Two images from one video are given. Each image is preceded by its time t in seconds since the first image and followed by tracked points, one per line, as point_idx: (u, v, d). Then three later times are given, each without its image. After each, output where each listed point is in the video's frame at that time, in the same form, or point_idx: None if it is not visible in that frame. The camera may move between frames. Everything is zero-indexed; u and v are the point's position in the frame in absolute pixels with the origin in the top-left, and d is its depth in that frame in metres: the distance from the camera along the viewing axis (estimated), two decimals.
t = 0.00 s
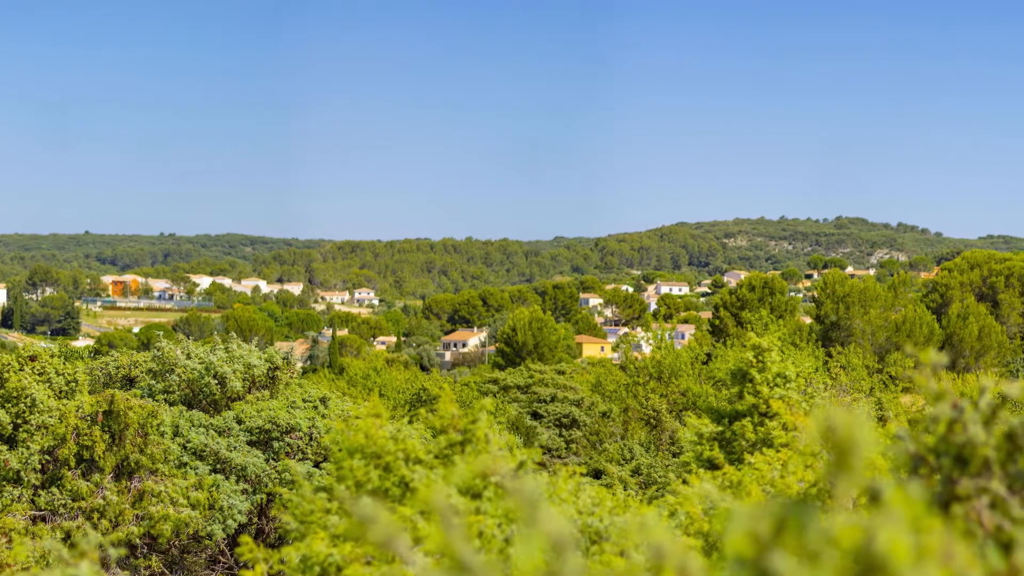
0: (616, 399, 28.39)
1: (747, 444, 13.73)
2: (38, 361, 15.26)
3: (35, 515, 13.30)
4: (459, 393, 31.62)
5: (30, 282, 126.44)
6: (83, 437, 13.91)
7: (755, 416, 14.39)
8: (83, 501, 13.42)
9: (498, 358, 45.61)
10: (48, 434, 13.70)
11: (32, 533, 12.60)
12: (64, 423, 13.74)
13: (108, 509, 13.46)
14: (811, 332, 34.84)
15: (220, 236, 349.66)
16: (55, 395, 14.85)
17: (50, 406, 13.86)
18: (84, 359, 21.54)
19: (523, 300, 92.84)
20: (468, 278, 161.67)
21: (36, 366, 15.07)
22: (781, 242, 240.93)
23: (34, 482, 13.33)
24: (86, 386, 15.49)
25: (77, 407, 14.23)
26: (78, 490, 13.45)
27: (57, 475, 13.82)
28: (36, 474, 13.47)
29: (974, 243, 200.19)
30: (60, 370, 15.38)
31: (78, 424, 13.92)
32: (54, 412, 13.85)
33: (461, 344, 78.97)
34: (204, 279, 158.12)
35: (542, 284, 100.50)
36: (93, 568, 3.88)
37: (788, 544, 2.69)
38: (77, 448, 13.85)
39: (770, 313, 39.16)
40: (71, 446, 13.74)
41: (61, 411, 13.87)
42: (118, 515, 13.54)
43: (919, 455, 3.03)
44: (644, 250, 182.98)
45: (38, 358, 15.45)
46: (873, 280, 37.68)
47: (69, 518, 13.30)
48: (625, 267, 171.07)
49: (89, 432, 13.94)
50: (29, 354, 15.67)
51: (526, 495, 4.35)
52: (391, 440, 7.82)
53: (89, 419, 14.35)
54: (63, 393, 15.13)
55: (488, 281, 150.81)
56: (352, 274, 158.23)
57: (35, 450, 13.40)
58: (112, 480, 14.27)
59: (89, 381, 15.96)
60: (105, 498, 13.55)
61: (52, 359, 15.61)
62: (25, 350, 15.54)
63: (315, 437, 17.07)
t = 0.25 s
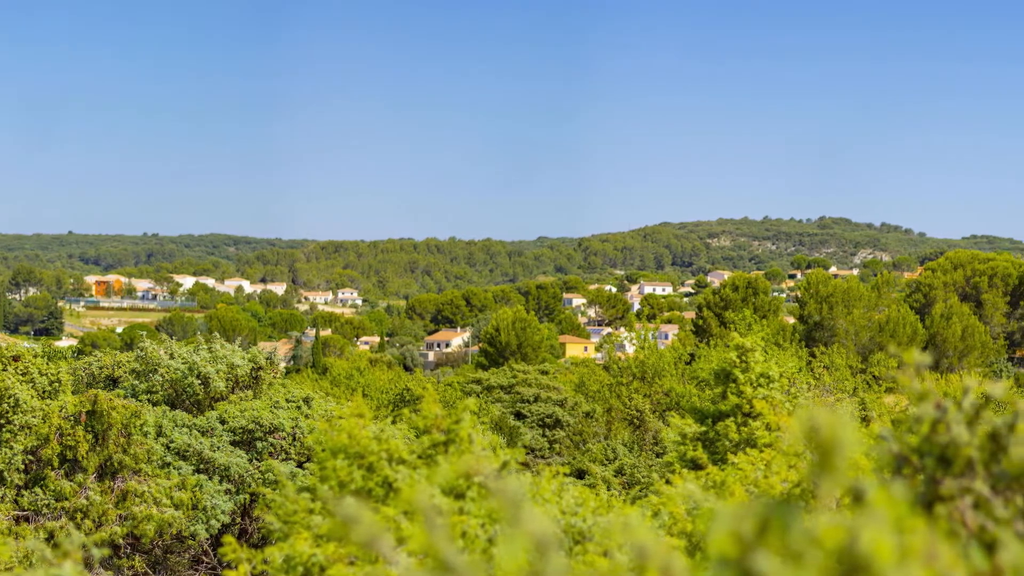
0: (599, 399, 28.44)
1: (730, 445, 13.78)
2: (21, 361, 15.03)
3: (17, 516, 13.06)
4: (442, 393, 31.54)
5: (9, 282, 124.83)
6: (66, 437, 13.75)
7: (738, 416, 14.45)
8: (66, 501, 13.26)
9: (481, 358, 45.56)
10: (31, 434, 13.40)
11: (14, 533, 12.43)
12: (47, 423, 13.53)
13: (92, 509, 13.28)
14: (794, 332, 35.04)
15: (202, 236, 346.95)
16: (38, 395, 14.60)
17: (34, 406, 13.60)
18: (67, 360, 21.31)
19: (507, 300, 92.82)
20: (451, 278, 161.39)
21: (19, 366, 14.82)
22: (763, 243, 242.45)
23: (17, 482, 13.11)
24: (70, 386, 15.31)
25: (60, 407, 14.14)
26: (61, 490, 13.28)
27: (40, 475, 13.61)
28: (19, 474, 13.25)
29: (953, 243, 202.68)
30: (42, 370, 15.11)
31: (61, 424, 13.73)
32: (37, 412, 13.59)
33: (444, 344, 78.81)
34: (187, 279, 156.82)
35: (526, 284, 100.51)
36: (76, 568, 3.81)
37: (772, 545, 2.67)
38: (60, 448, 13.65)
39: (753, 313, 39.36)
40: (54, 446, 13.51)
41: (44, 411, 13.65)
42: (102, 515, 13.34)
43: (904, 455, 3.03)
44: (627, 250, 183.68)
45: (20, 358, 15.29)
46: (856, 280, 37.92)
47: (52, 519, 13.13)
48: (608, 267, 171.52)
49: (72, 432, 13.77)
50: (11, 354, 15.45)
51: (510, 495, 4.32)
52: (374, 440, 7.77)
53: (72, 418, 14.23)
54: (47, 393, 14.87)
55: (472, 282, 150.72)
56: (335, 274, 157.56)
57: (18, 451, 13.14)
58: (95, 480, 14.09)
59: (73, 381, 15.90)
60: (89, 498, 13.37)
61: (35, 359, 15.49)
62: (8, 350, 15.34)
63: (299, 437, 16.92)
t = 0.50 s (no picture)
0: (582, 399, 28.48)
1: (714, 445, 13.84)
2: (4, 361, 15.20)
3: None
4: (425, 393, 31.49)
5: None
6: (49, 437, 13.51)
7: (722, 416, 14.54)
8: (49, 501, 13.03)
9: (464, 358, 45.48)
10: (13, 434, 13.30)
11: None
12: (30, 424, 13.36)
13: (75, 509, 13.10)
14: (778, 332, 35.26)
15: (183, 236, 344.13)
16: (21, 395, 14.58)
17: (17, 406, 13.64)
18: (51, 360, 21.04)
19: (490, 300, 92.76)
20: (435, 278, 161.03)
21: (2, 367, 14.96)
22: (746, 243, 244.05)
23: None
24: (52, 386, 15.22)
25: (43, 407, 13.91)
26: (45, 490, 13.04)
27: (24, 475, 13.40)
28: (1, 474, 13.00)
29: (934, 243, 205.14)
30: (25, 371, 15.21)
31: (44, 424, 13.57)
32: (19, 413, 13.59)
33: (428, 344, 78.61)
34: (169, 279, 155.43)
35: (509, 284, 100.48)
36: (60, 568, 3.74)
37: (756, 544, 2.66)
38: (43, 449, 13.42)
39: (736, 313, 39.57)
40: (37, 446, 13.29)
41: (26, 411, 13.58)
42: (85, 516, 13.17)
43: (888, 455, 3.05)
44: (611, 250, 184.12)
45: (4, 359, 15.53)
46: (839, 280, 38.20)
47: (35, 519, 12.91)
48: (592, 267, 171.88)
49: (56, 432, 13.56)
50: None
51: (493, 496, 4.29)
52: (358, 440, 7.72)
53: (55, 419, 13.98)
54: (30, 393, 14.84)
55: (455, 282, 150.50)
56: (318, 275, 156.75)
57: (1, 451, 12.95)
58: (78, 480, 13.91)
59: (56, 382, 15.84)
60: (72, 498, 13.17)
61: (18, 361, 15.33)
62: None
63: (282, 437, 16.79)
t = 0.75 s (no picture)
0: (565, 400, 28.50)
1: (697, 445, 13.90)
2: None
3: None
4: (408, 393, 31.39)
5: None
6: (32, 437, 13.36)
7: (705, 416, 14.61)
8: (32, 501, 12.89)
9: (448, 358, 45.40)
10: None
11: None
12: (12, 424, 13.19)
13: (58, 509, 12.95)
14: (761, 332, 35.46)
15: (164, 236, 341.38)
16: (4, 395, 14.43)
17: None
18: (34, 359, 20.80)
19: (473, 301, 92.69)
20: (419, 279, 160.69)
21: None
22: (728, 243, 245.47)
23: None
24: (36, 386, 15.06)
25: (26, 407, 13.74)
26: (28, 490, 12.91)
27: (6, 475, 13.32)
28: None
29: (914, 244, 207.56)
30: (8, 370, 15.16)
31: (28, 424, 13.40)
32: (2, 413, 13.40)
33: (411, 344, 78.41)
34: (152, 279, 154.07)
35: (493, 284, 100.42)
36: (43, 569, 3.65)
37: (740, 545, 2.64)
38: (26, 449, 13.26)
39: (719, 313, 39.77)
40: (19, 447, 13.14)
41: (9, 411, 13.38)
42: (68, 516, 13.01)
43: (871, 455, 3.07)
44: (594, 250, 184.64)
45: None
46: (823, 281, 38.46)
47: (18, 519, 12.79)
48: (575, 267, 172.29)
49: (39, 433, 13.39)
50: None
51: (476, 496, 4.27)
52: (341, 440, 7.66)
53: (38, 419, 13.81)
54: (13, 393, 14.71)
55: (438, 282, 150.22)
56: (302, 275, 155.93)
57: None
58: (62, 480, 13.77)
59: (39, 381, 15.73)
60: (55, 498, 13.04)
61: (0, 361, 15.21)
62: None
63: (265, 437, 16.64)
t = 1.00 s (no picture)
0: (549, 400, 28.51)
1: (680, 445, 13.95)
2: None
3: None
4: (391, 393, 31.26)
5: None
6: (14, 438, 13.22)
7: (689, 416, 14.64)
8: (15, 502, 12.74)
9: (431, 358, 45.30)
10: None
11: None
12: None
13: (40, 509, 12.80)
14: (745, 332, 35.62)
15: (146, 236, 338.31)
16: None
17: None
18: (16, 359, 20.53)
19: (457, 301, 92.55)
20: (402, 279, 160.30)
21: None
22: (711, 243, 246.60)
23: None
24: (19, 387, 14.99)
25: (8, 407, 13.58)
26: (10, 490, 12.79)
27: None
28: None
29: (895, 244, 209.81)
30: None
31: (10, 424, 13.24)
32: None
33: (394, 345, 78.14)
34: (135, 279, 152.64)
35: (476, 284, 100.29)
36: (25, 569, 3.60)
37: (723, 544, 2.64)
38: (8, 449, 13.13)
39: (703, 313, 39.92)
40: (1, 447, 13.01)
41: None
42: (51, 516, 12.88)
43: (854, 455, 3.08)
44: (578, 250, 185.02)
45: None
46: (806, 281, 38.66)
47: None
48: (558, 267, 172.53)
49: (21, 433, 13.28)
50: None
51: (459, 496, 4.24)
52: (325, 441, 7.61)
53: (21, 419, 13.67)
54: None
55: (422, 282, 149.89)
56: (285, 275, 155.01)
57: None
58: (44, 480, 13.64)
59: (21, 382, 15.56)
60: (38, 498, 12.89)
61: None
62: None
63: (249, 437, 16.38)
